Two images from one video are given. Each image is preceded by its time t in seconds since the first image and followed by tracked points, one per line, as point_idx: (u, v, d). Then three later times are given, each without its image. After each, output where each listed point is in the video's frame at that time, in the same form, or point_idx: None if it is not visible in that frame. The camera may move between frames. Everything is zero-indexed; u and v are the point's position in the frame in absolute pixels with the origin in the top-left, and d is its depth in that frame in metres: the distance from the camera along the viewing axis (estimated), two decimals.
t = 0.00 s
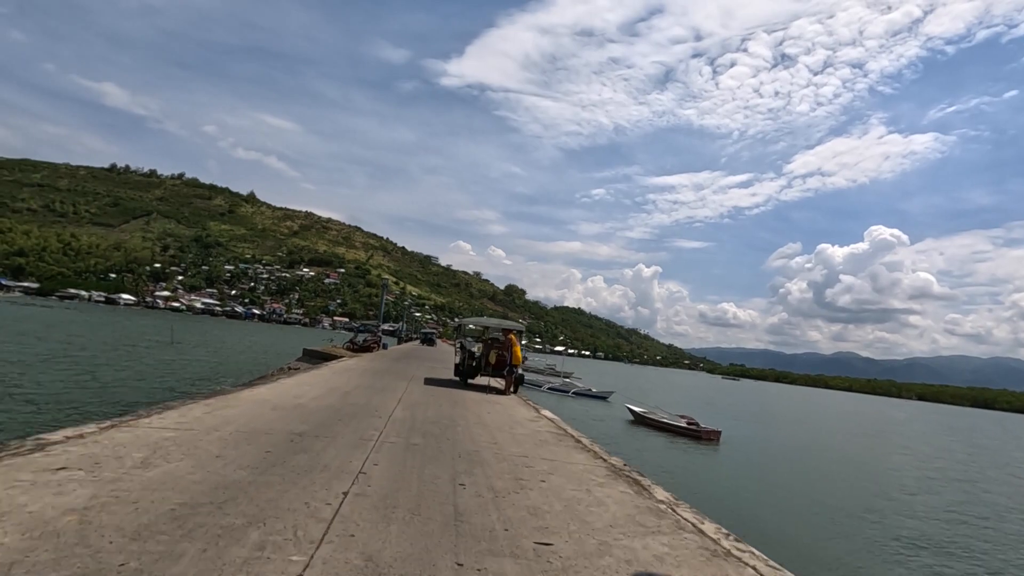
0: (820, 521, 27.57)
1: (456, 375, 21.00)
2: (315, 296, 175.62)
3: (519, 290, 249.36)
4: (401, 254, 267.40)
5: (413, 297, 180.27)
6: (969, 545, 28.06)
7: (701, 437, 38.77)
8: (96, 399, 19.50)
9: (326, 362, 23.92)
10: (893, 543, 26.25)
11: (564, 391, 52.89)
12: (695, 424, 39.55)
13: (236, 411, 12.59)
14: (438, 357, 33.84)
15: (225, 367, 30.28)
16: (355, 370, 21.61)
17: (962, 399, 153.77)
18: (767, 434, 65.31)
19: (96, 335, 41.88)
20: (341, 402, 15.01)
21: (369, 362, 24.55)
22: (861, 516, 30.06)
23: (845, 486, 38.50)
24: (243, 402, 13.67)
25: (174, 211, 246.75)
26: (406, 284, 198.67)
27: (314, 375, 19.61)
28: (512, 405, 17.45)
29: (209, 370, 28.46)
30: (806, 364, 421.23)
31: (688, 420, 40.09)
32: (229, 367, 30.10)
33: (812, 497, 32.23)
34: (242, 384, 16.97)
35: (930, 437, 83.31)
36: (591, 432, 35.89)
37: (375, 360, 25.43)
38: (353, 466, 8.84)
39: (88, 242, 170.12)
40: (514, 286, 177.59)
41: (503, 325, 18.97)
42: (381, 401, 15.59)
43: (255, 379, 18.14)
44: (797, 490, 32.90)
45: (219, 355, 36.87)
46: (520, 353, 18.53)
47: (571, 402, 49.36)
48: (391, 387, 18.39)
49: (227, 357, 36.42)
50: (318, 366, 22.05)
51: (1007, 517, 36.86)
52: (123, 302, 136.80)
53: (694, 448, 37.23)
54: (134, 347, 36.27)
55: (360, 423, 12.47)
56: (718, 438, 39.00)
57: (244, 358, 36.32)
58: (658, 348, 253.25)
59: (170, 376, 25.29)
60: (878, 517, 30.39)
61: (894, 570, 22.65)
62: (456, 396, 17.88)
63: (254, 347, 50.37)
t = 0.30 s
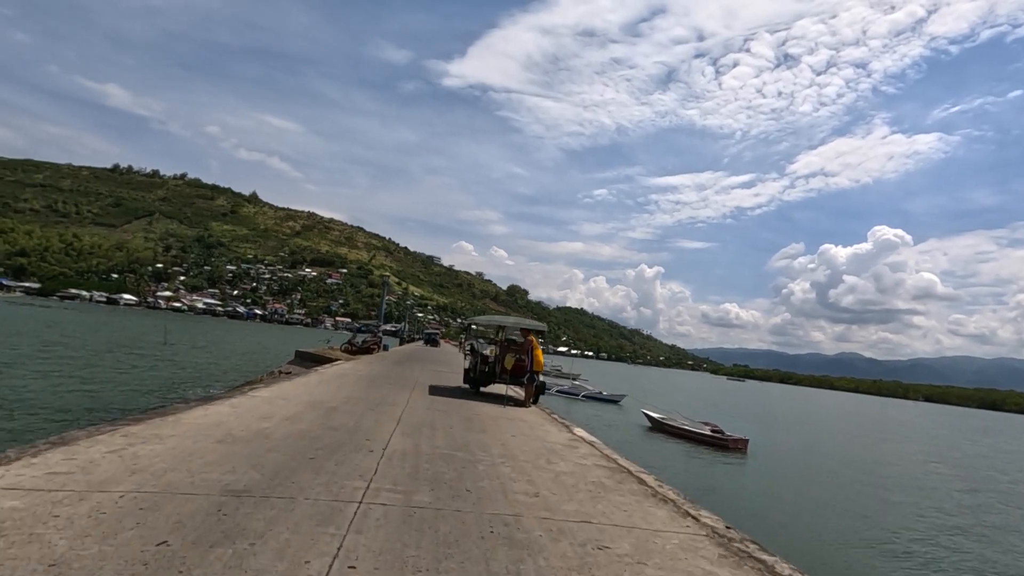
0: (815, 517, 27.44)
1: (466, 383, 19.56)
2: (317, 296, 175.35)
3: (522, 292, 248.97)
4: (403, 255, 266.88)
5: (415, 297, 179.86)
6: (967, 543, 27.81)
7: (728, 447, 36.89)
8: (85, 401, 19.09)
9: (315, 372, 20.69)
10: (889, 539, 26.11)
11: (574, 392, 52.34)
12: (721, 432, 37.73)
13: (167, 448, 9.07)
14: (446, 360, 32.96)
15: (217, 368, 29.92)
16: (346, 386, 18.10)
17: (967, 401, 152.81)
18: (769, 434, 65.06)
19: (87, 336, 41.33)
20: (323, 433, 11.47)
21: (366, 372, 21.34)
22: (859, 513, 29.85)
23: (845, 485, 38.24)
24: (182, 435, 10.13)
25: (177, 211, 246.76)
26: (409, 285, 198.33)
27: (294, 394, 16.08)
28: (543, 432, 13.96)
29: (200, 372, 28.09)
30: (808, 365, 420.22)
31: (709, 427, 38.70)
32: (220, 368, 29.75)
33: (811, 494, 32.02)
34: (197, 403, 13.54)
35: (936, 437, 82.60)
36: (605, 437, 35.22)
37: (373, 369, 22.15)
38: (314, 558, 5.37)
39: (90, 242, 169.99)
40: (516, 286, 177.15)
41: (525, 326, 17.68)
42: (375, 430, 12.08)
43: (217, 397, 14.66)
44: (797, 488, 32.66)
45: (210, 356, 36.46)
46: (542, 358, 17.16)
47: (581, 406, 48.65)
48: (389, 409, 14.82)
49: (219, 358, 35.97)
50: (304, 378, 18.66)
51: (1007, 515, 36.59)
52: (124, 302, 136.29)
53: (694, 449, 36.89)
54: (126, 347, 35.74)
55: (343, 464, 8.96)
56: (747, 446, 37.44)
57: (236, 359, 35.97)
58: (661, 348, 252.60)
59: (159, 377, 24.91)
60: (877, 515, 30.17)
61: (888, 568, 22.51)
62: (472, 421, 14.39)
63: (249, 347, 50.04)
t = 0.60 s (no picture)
0: (822, 515, 27.09)
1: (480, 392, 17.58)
2: (319, 296, 174.87)
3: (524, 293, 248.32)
4: (405, 254, 265.98)
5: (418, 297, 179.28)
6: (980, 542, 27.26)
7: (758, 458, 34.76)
8: (81, 408, 18.46)
9: (300, 382, 17.41)
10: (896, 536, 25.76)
11: (586, 396, 51.53)
12: (752, 442, 35.58)
13: (84, 493, 6.42)
14: (455, 361, 31.06)
15: (208, 371, 29.34)
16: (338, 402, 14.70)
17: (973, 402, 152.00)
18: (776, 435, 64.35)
19: (79, 337, 40.54)
20: (293, 476, 7.87)
21: (362, 386, 18.21)
22: (868, 513, 29.36)
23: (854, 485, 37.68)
24: (81, 488, 6.64)
25: (179, 211, 246.49)
26: (411, 285, 197.87)
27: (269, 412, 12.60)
28: (596, 468, 10.61)
29: (192, 375, 27.53)
30: (811, 365, 419.93)
31: (738, 435, 36.71)
32: (212, 370, 29.21)
33: (823, 496, 31.45)
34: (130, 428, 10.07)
35: (942, 438, 81.83)
36: (623, 444, 34.25)
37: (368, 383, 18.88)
38: None
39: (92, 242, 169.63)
40: (519, 287, 176.46)
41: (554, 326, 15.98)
42: (368, 473, 8.47)
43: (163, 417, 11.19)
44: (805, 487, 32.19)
45: (200, 357, 35.83)
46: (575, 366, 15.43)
47: (593, 410, 47.75)
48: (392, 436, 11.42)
49: (212, 359, 35.37)
50: (286, 391, 15.34)
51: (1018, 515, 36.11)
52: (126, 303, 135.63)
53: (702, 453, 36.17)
54: (116, 348, 35.07)
55: (310, 547, 5.57)
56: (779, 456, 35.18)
57: (228, 361, 35.43)
58: (664, 348, 252.09)
59: (152, 381, 24.29)
60: (885, 514, 29.72)
61: (898, 565, 22.22)
62: (500, 453, 10.99)
63: (241, 348, 49.49)
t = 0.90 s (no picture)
0: (838, 517, 26.49)
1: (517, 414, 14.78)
2: (321, 297, 174.26)
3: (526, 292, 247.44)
4: (407, 255, 265.18)
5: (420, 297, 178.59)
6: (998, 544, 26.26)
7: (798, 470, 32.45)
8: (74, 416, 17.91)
9: (276, 398, 13.70)
10: (907, 538, 24.84)
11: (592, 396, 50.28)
12: (791, 454, 33.19)
13: None
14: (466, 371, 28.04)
15: (204, 373, 28.93)
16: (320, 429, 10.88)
17: (979, 402, 150.75)
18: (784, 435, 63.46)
19: (68, 340, 39.54)
20: None
21: (356, 402, 14.71)
22: (882, 514, 28.46)
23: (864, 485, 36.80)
24: None
25: (179, 212, 246.22)
26: (413, 285, 197.29)
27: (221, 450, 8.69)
28: (709, 553, 6.76)
29: (190, 378, 27.09)
30: (814, 364, 419.83)
31: (776, 448, 34.29)
32: (208, 373, 28.77)
33: (843, 497, 30.73)
34: None
35: (952, 437, 80.66)
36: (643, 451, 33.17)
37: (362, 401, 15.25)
38: None
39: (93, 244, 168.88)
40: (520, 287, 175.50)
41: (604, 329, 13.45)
42: None
43: (43, 465, 7.12)
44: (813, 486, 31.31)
45: (195, 359, 35.41)
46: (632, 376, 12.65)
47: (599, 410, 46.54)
48: (401, 492, 7.59)
49: (208, 362, 34.90)
50: (254, 413, 11.58)
51: None
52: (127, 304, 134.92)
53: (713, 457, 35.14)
54: (110, 352, 34.46)
55: None
56: (820, 469, 32.75)
57: (225, 363, 35.07)
58: (666, 349, 251.81)
59: (147, 385, 23.80)
60: (897, 515, 28.79)
61: (924, 567, 21.64)
62: (559, 528, 6.98)
63: (237, 349, 49.14)
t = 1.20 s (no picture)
0: (863, 519, 25.18)
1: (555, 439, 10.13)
2: (320, 297, 173.23)
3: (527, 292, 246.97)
4: (407, 255, 264.26)
5: (420, 297, 177.58)
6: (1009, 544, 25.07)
7: (844, 482, 30.07)
8: (48, 423, 16.94)
9: (232, 426, 10.04)
10: (914, 536, 23.76)
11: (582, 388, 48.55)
12: (837, 466, 30.84)
13: None
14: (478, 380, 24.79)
15: (196, 376, 28.24)
16: (276, 483, 7.15)
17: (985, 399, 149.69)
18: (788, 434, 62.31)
19: (53, 344, 38.29)
20: None
21: (339, 426, 11.06)
22: (906, 516, 27.23)
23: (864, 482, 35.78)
24: None
25: (178, 214, 245.37)
26: (413, 285, 196.30)
27: (71, 551, 4.80)
28: None
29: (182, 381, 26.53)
30: (815, 361, 419.63)
31: (817, 457, 31.87)
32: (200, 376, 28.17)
33: (864, 498, 29.46)
34: None
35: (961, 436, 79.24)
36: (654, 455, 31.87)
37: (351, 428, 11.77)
38: None
39: (91, 245, 167.68)
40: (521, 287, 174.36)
41: (680, 313, 9.45)
42: None
43: None
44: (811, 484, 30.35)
45: (186, 361, 34.74)
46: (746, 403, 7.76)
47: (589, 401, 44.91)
48: None
49: (198, 364, 34.23)
50: (177, 455, 7.83)
51: None
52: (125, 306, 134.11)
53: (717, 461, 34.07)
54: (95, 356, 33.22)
55: None
56: (870, 481, 30.09)
57: (216, 365, 34.38)
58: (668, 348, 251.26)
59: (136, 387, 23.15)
60: (909, 513, 27.56)
61: (960, 569, 20.37)
62: None
63: (231, 351, 48.54)
